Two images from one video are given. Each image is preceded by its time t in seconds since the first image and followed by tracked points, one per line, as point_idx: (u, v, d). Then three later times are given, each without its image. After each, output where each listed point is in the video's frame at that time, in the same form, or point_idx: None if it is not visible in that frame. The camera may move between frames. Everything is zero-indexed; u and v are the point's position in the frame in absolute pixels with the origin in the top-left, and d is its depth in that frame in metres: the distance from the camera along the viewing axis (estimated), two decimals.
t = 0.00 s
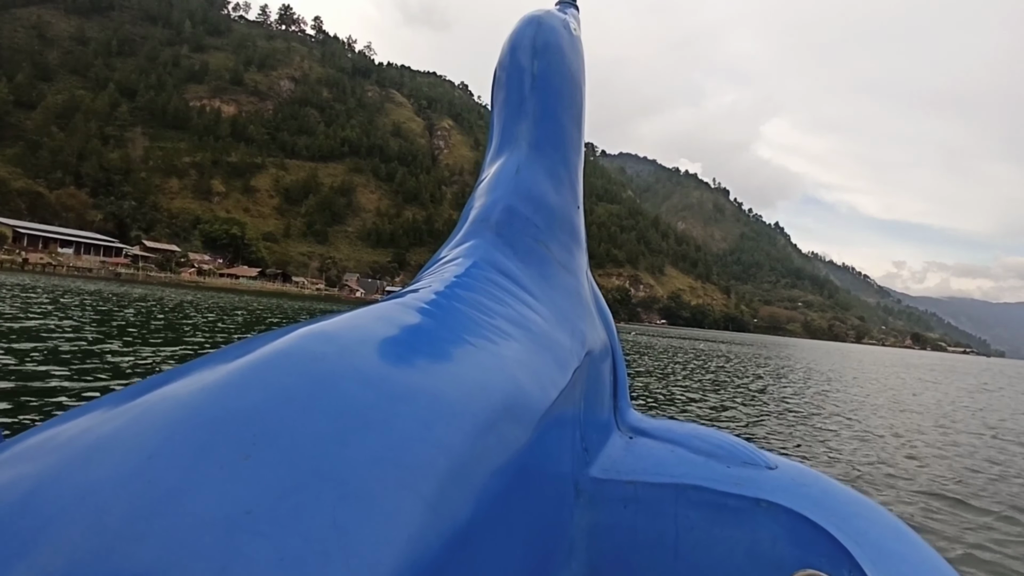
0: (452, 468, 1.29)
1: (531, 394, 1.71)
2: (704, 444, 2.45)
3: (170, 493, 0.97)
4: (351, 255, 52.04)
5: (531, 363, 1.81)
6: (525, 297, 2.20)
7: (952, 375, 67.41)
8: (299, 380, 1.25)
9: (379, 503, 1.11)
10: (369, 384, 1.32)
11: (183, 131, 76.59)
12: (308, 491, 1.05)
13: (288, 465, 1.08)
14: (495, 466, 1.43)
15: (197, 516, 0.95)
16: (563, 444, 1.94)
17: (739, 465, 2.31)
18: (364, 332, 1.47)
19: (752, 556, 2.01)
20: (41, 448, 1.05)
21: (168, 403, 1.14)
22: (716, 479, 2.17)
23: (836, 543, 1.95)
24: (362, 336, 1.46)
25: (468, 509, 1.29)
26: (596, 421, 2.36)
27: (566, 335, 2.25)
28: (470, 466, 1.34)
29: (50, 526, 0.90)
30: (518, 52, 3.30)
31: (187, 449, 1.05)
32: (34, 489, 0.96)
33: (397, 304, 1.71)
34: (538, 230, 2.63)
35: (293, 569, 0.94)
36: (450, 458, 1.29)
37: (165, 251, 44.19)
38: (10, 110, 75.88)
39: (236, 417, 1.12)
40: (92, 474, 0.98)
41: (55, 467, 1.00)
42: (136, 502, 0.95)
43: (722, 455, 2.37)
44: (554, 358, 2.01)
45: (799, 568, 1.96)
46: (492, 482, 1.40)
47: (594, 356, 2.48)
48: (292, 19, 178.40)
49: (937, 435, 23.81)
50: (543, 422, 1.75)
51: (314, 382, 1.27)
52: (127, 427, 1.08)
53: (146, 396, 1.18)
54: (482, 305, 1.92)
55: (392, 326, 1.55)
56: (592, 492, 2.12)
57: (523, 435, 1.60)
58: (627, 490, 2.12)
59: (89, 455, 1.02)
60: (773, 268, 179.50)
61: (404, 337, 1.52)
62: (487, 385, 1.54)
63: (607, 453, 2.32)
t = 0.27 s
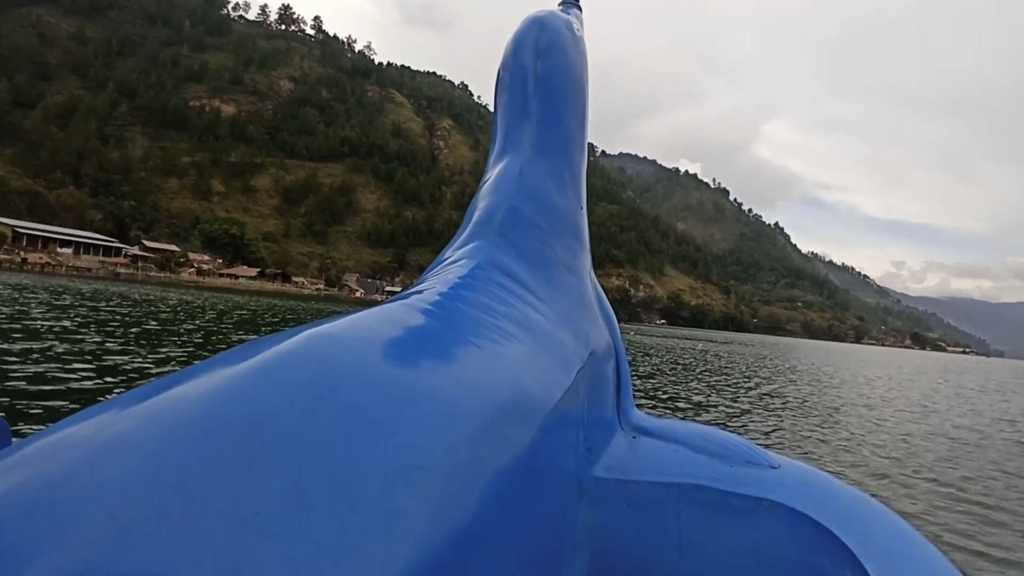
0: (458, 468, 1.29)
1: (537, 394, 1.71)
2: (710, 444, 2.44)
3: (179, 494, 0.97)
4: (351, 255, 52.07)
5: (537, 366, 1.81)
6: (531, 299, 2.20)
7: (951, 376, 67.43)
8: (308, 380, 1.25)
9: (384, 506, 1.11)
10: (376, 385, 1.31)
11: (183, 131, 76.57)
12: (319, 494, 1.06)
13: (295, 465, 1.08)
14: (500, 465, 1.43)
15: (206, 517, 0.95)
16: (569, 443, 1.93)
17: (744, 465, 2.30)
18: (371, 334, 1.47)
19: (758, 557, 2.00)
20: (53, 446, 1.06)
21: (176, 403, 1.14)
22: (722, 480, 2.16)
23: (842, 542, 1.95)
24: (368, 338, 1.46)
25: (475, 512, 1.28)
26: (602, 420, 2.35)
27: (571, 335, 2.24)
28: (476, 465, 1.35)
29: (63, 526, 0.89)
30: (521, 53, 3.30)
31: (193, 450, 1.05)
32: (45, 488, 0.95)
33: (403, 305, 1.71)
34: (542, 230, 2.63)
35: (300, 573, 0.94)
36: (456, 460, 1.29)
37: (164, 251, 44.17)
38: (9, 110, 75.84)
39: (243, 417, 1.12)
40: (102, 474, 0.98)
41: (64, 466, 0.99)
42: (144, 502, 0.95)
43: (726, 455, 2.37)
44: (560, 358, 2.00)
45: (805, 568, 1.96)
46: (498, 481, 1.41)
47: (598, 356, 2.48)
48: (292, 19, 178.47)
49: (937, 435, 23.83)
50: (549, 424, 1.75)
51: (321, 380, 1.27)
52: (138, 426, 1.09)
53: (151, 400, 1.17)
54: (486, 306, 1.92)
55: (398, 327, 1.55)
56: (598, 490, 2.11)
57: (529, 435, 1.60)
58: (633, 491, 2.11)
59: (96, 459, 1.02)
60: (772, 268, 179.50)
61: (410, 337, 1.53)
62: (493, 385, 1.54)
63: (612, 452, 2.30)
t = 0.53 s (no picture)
0: (457, 467, 1.28)
1: (538, 393, 1.71)
2: (713, 445, 2.42)
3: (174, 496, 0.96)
4: (350, 255, 52.08)
5: (535, 362, 1.81)
6: (532, 298, 2.19)
7: (951, 375, 67.43)
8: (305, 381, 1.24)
9: (382, 501, 1.10)
10: (375, 385, 1.31)
11: (183, 130, 76.53)
12: (317, 491, 1.05)
13: (296, 461, 1.08)
14: (500, 465, 1.43)
15: (208, 515, 0.94)
16: (569, 443, 1.93)
17: (746, 465, 2.29)
18: (369, 332, 1.46)
19: (759, 555, 1.99)
20: (46, 448, 1.05)
21: (179, 403, 1.13)
22: (724, 479, 2.15)
23: (843, 543, 1.93)
24: (367, 336, 1.45)
25: (475, 508, 1.29)
26: (603, 421, 2.36)
27: (573, 334, 2.24)
28: (476, 463, 1.34)
29: (59, 521, 0.89)
30: (524, 53, 3.30)
31: (194, 447, 1.03)
32: (48, 484, 0.95)
33: (404, 303, 1.70)
34: (544, 229, 2.62)
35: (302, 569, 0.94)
36: (457, 459, 1.29)
37: (163, 251, 44.15)
38: (9, 110, 75.79)
39: (239, 419, 1.11)
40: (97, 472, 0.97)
41: (64, 467, 0.99)
42: (147, 494, 0.96)
43: (729, 454, 2.36)
44: (561, 357, 2.00)
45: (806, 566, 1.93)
46: (497, 480, 1.40)
47: (600, 356, 2.47)
48: (292, 18, 178.48)
49: (937, 435, 23.82)
50: (549, 423, 1.75)
51: (325, 382, 1.25)
52: (139, 430, 1.07)
53: (156, 396, 1.17)
54: (488, 304, 1.91)
55: (397, 327, 1.55)
56: (598, 490, 2.12)
57: (531, 434, 1.59)
58: (634, 490, 2.12)
59: (92, 455, 1.01)
60: (772, 268, 179.49)
61: (409, 336, 1.52)
62: (488, 381, 1.54)
63: (613, 452, 2.31)
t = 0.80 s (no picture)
0: (464, 465, 1.28)
1: (544, 392, 1.70)
2: (719, 444, 2.42)
3: (182, 495, 0.95)
4: (350, 254, 52.10)
5: (542, 361, 1.80)
6: (537, 296, 2.19)
7: (951, 375, 67.47)
8: (315, 378, 1.24)
9: (390, 497, 1.10)
10: (383, 382, 1.31)
11: (183, 131, 76.57)
12: (326, 486, 1.05)
13: (304, 457, 1.08)
14: (507, 463, 1.42)
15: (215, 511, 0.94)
16: (574, 443, 1.93)
17: (753, 465, 2.28)
18: (377, 330, 1.46)
19: (763, 554, 1.99)
20: (56, 445, 1.05)
21: (191, 399, 1.14)
22: (729, 478, 2.15)
23: (852, 542, 1.91)
24: (373, 334, 1.46)
25: (482, 506, 1.29)
26: (607, 420, 2.36)
27: (578, 333, 2.23)
28: (481, 460, 1.34)
29: (71, 517, 0.89)
30: (529, 53, 3.30)
31: (204, 444, 1.04)
32: (59, 478, 0.96)
33: (410, 303, 1.70)
34: (550, 229, 2.62)
35: (312, 572, 0.93)
36: (462, 456, 1.29)
37: (163, 251, 44.19)
38: (9, 111, 75.87)
39: (247, 415, 1.11)
40: (106, 468, 0.98)
41: (73, 464, 0.99)
42: (158, 492, 0.96)
43: (734, 454, 2.36)
44: (567, 358, 2.00)
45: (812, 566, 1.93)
46: (504, 477, 1.40)
47: (604, 356, 2.47)
48: (292, 18, 178.52)
49: (936, 434, 23.83)
50: (556, 421, 1.74)
51: (333, 379, 1.26)
52: (150, 424, 1.07)
53: (166, 393, 1.18)
54: (492, 302, 1.91)
55: (404, 325, 1.55)
56: (603, 490, 2.13)
57: (537, 434, 1.59)
58: (640, 490, 2.12)
59: (101, 452, 1.01)
60: (772, 268, 179.51)
61: (416, 334, 1.52)
62: (496, 381, 1.53)
63: (618, 451, 2.32)
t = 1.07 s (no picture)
0: (475, 464, 1.28)
1: (553, 395, 1.71)
2: (725, 445, 2.43)
3: (199, 494, 0.96)
4: (350, 254, 52.16)
5: (550, 363, 1.81)
6: (544, 297, 2.20)
7: (951, 375, 67.46)
8: (330, 380, 1.24)
9: (403, 495, 1.11)
10: (397, 381, 1.31)
11: (183, 130, 76.65)
12: (338, 486, 1.05)
13: (320, 456, 1.08)
14: (518, 465, 1.43)
15: (236, 510, 0.95)
16: (582, 444, 1.93)
17: (759, 466, 2.29)
18: (389, 330, 1.46)
19: (771, 553, 1.99)
20: (69, 445, 1.05)
21: (206, 399, 1.14)
22: (736, 480, 2.15)
23: (862, 545, 1.89)
24: (386, 332, 1.46)
25: (495, 506, 1.29)
26: (614, 422, 2.36)
27: (586, 334, 2.24)
28: (495, 462, 1.34)
29: (89, 515, 0.90)
30: (536, 55, 3.31)
31: (220, 444, 1.04)
32: (75, 479, 0.96)
33: (420, 304, 1.70)
34: (555, 231, 2.63)
35: None
36: (476, 453, 1.29)
37: (163, 251, 44.26)
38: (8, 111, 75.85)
39: (261, 414, 1.11)
40: (119, 475, 0.98)
41: (90, 466, 0.99)
42: (176, 492, 0.96)
43: (740, 455, 2.37)
44: (575, 359, 2.00)
45: (821, 567, 1.92)
46: (516, 480, 1.40)
47: (612, 357, 2.47)
48: (292, 18, 178.56)
49: (936, 434, 23.86)
50: (564, 423, 1.74)
51: (345, 379, 1.25)
52: (165, 426, 1.07)
53: (181, 393, 1.17)
54: (500, 303, 1.91)
55: (414, 325, 1.55)
56: (611, 491, 2.14)
57: (546, 434, 1.60)
58: (648, 491, 2.13)
59: (120, 453, 1.01)
60: (772, 268, 179.54)
61: (426, 335, 1.52)
62: (508, 381, 1.53)
63: (625, 453, 2.33)
